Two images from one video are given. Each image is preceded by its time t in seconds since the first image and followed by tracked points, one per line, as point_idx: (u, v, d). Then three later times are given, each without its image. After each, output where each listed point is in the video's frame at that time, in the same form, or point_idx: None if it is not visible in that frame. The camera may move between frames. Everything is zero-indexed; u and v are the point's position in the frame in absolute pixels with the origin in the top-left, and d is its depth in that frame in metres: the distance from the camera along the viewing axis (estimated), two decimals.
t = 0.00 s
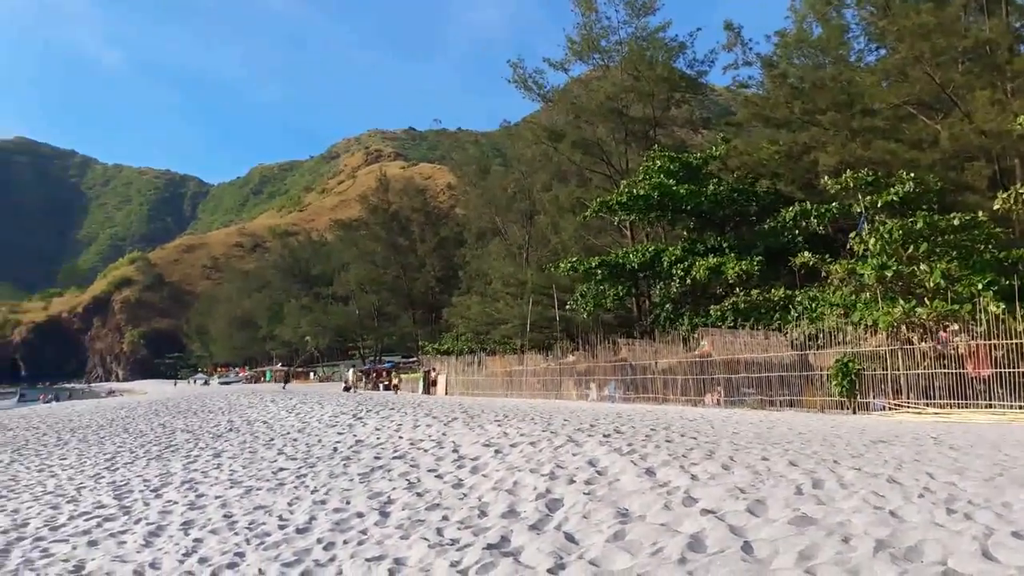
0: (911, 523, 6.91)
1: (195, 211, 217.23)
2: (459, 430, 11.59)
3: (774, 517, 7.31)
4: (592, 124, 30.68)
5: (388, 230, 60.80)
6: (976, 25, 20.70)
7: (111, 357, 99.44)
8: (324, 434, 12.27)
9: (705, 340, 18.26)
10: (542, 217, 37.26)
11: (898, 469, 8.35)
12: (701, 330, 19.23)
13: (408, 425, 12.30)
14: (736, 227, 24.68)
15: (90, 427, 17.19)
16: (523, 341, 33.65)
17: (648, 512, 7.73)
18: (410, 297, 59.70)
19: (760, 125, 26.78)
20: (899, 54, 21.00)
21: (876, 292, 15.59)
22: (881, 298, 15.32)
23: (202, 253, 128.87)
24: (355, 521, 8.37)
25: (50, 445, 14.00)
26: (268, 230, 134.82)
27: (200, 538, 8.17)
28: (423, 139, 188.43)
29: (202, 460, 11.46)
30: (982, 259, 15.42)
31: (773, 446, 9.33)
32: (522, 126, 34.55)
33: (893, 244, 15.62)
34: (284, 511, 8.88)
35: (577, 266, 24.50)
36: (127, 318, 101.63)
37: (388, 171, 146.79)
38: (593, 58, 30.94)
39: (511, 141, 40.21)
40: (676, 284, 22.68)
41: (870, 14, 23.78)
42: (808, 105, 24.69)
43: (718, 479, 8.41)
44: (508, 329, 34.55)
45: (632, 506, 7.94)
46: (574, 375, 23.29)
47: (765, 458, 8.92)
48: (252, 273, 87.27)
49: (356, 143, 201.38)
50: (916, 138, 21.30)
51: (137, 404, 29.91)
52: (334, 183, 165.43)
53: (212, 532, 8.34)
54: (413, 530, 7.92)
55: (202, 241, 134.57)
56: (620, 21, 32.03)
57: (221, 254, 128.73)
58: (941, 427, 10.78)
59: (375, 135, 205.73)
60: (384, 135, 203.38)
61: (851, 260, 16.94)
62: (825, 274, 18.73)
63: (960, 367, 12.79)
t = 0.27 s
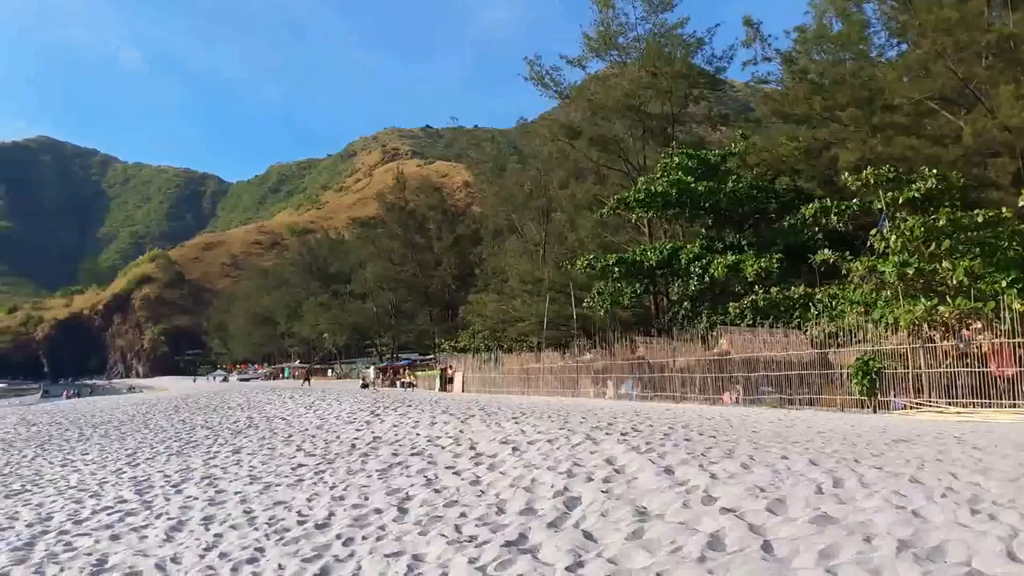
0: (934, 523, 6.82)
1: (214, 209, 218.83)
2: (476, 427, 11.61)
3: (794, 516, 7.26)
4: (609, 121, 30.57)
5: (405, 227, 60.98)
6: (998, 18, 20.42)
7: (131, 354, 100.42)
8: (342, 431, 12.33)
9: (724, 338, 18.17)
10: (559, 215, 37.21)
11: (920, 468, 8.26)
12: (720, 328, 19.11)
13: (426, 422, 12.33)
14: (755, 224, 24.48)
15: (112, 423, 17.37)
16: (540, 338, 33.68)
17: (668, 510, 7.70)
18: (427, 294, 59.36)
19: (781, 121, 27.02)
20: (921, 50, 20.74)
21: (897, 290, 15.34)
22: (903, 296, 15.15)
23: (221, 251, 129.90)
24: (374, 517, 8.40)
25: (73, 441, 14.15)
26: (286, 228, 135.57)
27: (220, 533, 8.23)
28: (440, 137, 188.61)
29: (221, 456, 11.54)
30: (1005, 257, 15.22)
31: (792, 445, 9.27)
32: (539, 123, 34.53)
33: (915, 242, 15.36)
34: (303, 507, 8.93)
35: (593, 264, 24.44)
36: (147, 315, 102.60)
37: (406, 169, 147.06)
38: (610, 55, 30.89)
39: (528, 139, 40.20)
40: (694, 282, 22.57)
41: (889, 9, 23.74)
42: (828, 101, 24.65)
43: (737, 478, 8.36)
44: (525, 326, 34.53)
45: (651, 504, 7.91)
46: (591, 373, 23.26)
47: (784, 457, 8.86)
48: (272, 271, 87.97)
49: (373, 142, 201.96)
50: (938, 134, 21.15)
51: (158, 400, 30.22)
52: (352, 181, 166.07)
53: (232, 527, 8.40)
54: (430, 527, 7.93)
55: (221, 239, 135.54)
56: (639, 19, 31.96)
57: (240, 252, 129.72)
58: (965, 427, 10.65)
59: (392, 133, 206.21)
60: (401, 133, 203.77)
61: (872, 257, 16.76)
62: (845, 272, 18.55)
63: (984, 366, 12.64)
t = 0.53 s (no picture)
0: (958, 523, 6.73)
1: (233, 206, 220.37)
2: (495, 424, 11.62)
3: (816, 515, 7.19)
4: (628, 117, 30.45)
5: (423, 225, 61.16)
6: None
7: (153, 349, 101.45)
8: (361, 427, 12.39)
9: (744, 335, 18.10)
10: (577, 211, 37.11)
11: (944, 467, 8.17)
12: (739, 326, 19.02)
13: (444, 418, 12.37)
14: (775, 221, 24.28)
15: (135, 418, 17.57)
16: (558, 335, 33.68)
17: (688, 508, 7.67)
18: (445, 292, 59.70)
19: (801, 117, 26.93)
20: (945, 44, 20.48)
21: (919, 287, 15.15)
22: (926, 293, 14.95)
23: (240, 248, 130.87)
24: (393, 513, 8.43)
25: (96, 435, 14.32)
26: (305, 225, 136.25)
27: (242, 528, 8.29)
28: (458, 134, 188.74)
29: (242, 451, 11.63)
30: None
31: (814, 444, 9.20)
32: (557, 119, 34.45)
33: (938, 239, 15.18)
34: (323, 503, 8.97)
35: (612, 261, 24.37)
36: (168, 311, 103.58)
37: (423, 167, 147.24)
38: (629, 51, 30.80)
39: (546, 136, 40.14)
40: (713, 279, 22.45)
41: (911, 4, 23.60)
42: (850, 97, 24.39)
43: (757, 476, 8.31)
44: (543, 323, 34.52)
45: (670, 502, 7.88)
46: (609, 370, 23.21)
47: (806, 455, 8.80)
48: (290, 268, 88.56)
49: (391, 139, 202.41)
50: (962, 129, 20.91)
51: (181, 396, 30.56)
52: (369, 179, 166.60)
53: (253, 522, 8.46)
54: (449, 523, 7.94)
55: (241, 236, 136.50)
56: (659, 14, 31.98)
57: (259, 250, 130.61)
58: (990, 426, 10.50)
59: (410, 131, 206.55)
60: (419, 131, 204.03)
61: (894, 254, 16.58)
62: (867, 268, 18.37)
63: (1008, 364, 12.44)
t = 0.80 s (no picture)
0: (987, 523, 6.62)
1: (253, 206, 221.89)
2: (515, 422, 11.61)
3: (841, 515, 7.11)
4: (647, 114, 30.28)
5: (441, 223, 61.37)
6: None
7: (175, 349, 102.44)
8: (382, 426, 12.43)
9: (766, 333, 18.00)
10: (596, 209, 36.99)
11: (972, 467, 8.06)
12: (761, 324, 18.90)
13: (464, 417, 12.38)
14: (796, 218, 24.08)
15: (158, 417, 17.75)
16: (578, 333, 33.64)
17: (710, 508, 7.62)
18: (464, 291, 59.84)
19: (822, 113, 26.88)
20: (970, 37, 20.28)
21: (945, 283, 14.99)
22: (951, 291, 14.73)
23: (260, 248, 131.77)
24: (415, 511, 8.44)
25: (120, 434, 14.48)
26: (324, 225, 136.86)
27: (264, 526, 8.34)
28: (476, 133, 188.80)
29: (264, 449, 11.70)
30: None
31: (838, 443, 9.12)
32: (576, 117, 34.38)
33: (964, 234, 15.11)
34: (344, 501, 9.01)
35: (632, 259, 24.30)
36: (189, 311, 104.52)
37: (442, 166, 147.43)
38: (648, 47, 30.74)
39: (565, 133, 40.05)
40: (734, 277, 22.31)
41: None
42: (872, 92, 24.31)
43: (781, 475, 8.24)
44: (562, 322, 34.49)
45: (693, 501, 7.84)
46: (629, 369, 23.14)
47: (830, 454, 8.71)
48: (310, 268, 89.14)
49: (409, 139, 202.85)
50: (987, 124, 20.65)
51: (204, 394, 30.85)
52: (388, 178, 167.12)
53: (276, 520, 8.50)
54: (470, 522, 7.95)
55: (261, 236, 137.43)
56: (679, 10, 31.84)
57: (279, 250, 131.48)
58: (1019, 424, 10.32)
59: (428, 130, 206.90)
60: (436, 130, 204.31)
61: (918, 250, 16.45)
62: (891, 265, 18.15)
63: None
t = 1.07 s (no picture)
0: (1018, 522, 6.49)
1: (273, 207, 223.43)
2: (536, 421, 11.61)
3: (867, 514, 7.00)
4: (666, 111, 30.12)
5: (460, 223, 61.54)
6: None
7: (198, 349, 103.45)
8: (403, 425, 12.47)
9: (789, 331, 17.88)
10: (616, 206, 36.85)
11: (1001, 465, 7.93)
12: (783, 321, 18.81)
13: (485, 416, 12.39)
14: (818, 214, 23.83)
15: (182, 417, 17.95)
16: (598, 331, 33.59)
17: (734, 506, 7.56)
18: (483, 290, 59.96)
19: (844, 107, 26.67)
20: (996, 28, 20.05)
21: (970, 279, 14.83)
22: (977, 287, 14.51)
23: (281, 249, 132.67)
24: (437, 510, 8.46)
25: (145, 434, 14.63)
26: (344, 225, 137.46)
27: (288, 525, 8.39)
28: (494, 132, 188.67)
29: (286, 448, 11.78)
30: None
31: (863, 441, 9.04)
32: (594, 114, 34.29)
33: (989, 230, 14.86)
34: (367, 500, 9.05)
35: (652, 256, 24.22)
36: (212, 311, 105.49)
37: (461, 165, 147.48)
38: (667, 44, 30.50)
39: (584, 131, 39.94)
40: (755, 274, 22.17)
41: None
42: (894, 86, 24.17)
43: (805, 474, 8.17)
44: (582, 320, 34.44)
45: (716, 500, 7.79)
46: (650, 367, 23.06)
47: (855, 452, 8.63)
48: (331, 267, 89.69)
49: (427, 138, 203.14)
50: (1011, 117, 20.36)
51: (228, 394, 31.19)
52: (407, 178, 167.54)
53: (299, 519, 8.55)
54: (493, 521, 7.95)
55: (281, 236, 138.37)
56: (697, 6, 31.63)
57: (300, 250, 132.26)
58: None
59: (445, 129, 207.13)
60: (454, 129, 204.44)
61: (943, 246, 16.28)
62: (915, 261, 17.92)
63: None
